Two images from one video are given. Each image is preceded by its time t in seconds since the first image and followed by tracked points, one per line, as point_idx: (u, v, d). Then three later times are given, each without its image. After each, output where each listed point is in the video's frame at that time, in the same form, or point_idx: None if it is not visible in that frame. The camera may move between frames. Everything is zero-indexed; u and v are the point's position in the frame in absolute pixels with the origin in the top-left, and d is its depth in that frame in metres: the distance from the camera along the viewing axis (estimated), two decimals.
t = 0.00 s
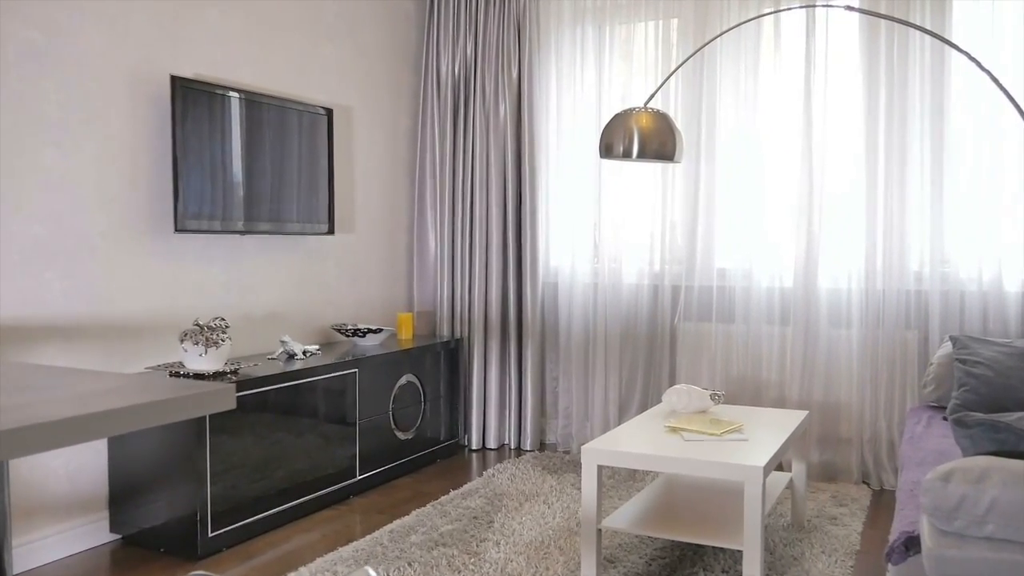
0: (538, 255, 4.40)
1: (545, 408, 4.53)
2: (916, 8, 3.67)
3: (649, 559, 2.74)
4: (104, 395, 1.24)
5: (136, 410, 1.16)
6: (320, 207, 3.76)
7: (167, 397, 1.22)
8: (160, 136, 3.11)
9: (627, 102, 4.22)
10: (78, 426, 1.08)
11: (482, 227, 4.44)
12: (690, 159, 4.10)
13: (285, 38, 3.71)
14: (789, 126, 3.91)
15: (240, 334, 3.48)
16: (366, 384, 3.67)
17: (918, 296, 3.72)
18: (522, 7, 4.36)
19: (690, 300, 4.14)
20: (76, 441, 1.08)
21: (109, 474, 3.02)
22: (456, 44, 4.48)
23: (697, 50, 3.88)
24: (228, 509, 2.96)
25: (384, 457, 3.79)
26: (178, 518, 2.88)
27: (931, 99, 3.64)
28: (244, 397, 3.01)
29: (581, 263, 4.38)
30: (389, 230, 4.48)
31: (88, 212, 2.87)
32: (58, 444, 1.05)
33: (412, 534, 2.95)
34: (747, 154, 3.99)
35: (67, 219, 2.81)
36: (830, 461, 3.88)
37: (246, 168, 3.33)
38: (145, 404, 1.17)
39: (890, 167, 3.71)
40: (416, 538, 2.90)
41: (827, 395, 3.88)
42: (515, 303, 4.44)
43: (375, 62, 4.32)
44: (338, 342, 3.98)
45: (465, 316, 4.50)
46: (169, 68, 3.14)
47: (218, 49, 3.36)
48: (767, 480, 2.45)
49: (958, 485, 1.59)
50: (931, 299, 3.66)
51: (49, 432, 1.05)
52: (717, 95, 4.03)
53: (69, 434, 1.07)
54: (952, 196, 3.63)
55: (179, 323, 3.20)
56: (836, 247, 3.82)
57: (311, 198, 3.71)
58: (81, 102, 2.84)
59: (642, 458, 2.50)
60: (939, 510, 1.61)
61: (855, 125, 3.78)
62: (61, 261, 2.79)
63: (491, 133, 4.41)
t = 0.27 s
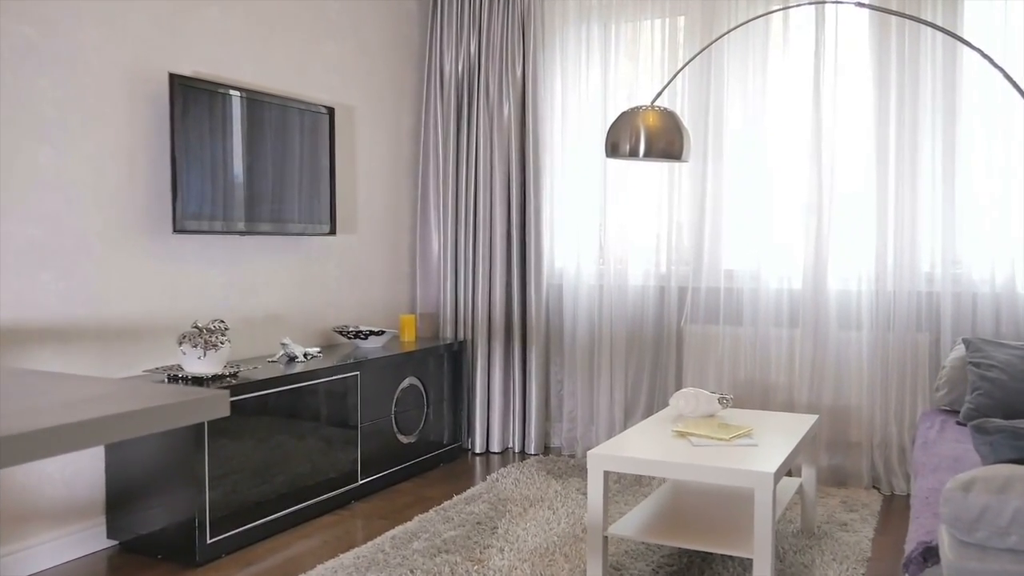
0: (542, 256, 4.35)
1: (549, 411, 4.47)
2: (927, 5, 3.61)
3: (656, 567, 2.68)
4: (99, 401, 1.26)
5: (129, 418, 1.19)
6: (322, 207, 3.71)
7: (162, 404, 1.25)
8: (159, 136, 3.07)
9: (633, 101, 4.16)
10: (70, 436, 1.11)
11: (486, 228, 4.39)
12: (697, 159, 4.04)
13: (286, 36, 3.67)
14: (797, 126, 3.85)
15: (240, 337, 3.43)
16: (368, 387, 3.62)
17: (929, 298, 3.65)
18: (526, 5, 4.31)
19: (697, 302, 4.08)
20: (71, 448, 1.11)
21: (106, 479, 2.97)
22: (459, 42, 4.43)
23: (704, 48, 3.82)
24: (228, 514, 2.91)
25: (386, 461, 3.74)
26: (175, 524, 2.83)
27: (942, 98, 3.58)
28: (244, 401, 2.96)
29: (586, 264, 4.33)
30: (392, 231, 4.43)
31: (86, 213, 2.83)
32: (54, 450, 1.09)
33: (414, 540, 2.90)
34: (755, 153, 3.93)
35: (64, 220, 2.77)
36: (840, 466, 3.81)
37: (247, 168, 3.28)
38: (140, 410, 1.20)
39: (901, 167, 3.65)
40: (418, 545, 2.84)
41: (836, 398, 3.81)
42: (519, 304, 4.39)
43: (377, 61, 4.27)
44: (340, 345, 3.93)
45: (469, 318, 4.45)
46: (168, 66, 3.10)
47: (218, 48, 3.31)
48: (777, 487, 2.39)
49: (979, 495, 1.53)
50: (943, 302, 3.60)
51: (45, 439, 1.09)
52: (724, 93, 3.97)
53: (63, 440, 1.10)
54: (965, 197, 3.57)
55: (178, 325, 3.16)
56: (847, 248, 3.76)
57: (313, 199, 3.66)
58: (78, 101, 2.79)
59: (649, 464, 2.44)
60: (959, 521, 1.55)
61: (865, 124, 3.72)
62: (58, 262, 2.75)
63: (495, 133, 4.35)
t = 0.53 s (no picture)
0: (545, 257, 4.29)
1: (553, 414, 4.42)
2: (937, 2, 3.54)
3: None
4: (88, 410, 1.22)
5: (123, 428, 1.16)
6: (323, 208, 3.66)
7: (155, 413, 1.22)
8: (156, 135, 3.02)
9: (638, 100, 4.10)
10: (62, 451, 1.08)
11: (488, 228, 4.33)
12: (702, 158, 3.98)
13: (286, 34, 3.62)
14: (805, 125, 3.79)
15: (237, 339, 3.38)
16: (369, 390, 3.56)
17: (939, 300, 3.59)
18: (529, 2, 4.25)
19: (702, 304, 4.02)
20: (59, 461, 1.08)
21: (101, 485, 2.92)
22: (461, 40, 4.38)
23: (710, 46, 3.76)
24: (226, 520, 2.86)
25: (387, 466, 3.68)
26: (171, 530, 2.78)
27: (953, 97, 3.51)
28: (242, 405, 2.91)
29: (590, 265, 4.27)
30: (393, 232, 4.37)
31: (81, 214, 2.78)
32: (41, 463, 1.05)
33: (415, 548, 2.84)
34: (761, 153, 3.87)
35: (59, 221, 2.72)
36: (848, 471, 3.76)
37: (246, 167, 3.23)
38: (133, 420, 1.17)
39: (911, 167, 3.58)
40: (419, 552, 2.79)
41: (844, 402, 3.76)
42: (522, 306, 4.33)
43: (378, 59, 4.22)
44: (340, 347, 3.88)
45: (471, 319, 4.39)
46: (165, 65, 3.05)
47: (216, 46, 3.26)
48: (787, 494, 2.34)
49: (1001, 508, 1.48)
50: (953, 304, 3.54)
51: (32, 451, 1.05)
52: (730, 92, 3.91)
53: (52, 454, 1.07)
54: (975, 197, 3.51)
55: (175, 328, 3.10)
56: (855, 250, 3.70)
57: (314, 199, 3.61)
58: (74, 100, 2.74)
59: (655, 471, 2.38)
60: (981, 535, 1.49)
61: (873, 123, 3.66)
62: (52, 264, 2.70)
63: (497, 132, 4.30)
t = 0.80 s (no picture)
0: (546, 258, 4.23)
1: (554, 417, 4.36)
2: None
3: None
4: (73, 424, 1.16)
5: (112, 441, 1.10)
6: (321, 208, 3.60)
7: (145, 426, 1.16)
8: (151, 135, 2.96)
9: (641, 99, 4.04)
10: (46, 468, 1.03)
11: (489, 228, 4.27)
12: (706, 157, 3.92)
13: (283, 32, 3.56)
14: (810, 124, 3.73)
15: (234, 342, 3.32)
16: (367, 394, 3.50)
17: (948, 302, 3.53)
18: None
19: (707, 306, 3.96)
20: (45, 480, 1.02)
21: (94, 492, 2.86)
22: (461, 38, 4.32)
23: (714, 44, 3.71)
24: (222, 527, 2.80)
25: (387, 470, 3.63)
26: (165, 538, 2.72)
27: (961, 95, 3.45)
28: (239, 409, 2.85)
29: (592, 266, 4.21)
30: (392, 232, 4.32)
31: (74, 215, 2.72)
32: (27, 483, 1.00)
33: (414, 555, 2.78)
34: (766, 153, 3.81)
35: (51, 222, 2.65)
36: (855, 476, 3.70)
37: (244, 167, 3.17)
38: (122, 435, 1.11)
39: (919, 167, 3.52)
40: (418, 560, 2.73)
41: (851, 406, 3.70)
42: (523, 307, 4.28)
43: (377, 57, 4.16)
44: (338, 350, 3.82)
45: (472, 321, 4.34)
46: (161, 63, 2.99)
47: (212, 44, 3.20)
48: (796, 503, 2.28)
49: None
50: (962, 306, 3.48)
51: (19, 469, 1.00)
52: (735, 91, 3.85)
53: (38, 471, 1.01)
54: (984, 198, 3.45)
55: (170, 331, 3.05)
56: (862, 251, 3.64)
57: (312, 199, 3.55)
58: (66, 99, 2.68)
59: (661, 479, 2.32)
60: (1005, 552, 1.44)
61: (880, 123, 3.60)
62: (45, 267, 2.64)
63: (498, 131, 4.24)
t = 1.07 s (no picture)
0: (547, 258, 4.18)
1: (554, 420, 4.30)
2: None
3: None
4: (55, 440, 1.10)
5: (96, 458, 1.05)
6: (318, 208, 3.54)
7: (134, 440, 1.11)
8: (145, 134, 2.90)
9: (642, 98, 3.99)
10: (28, 486, 0.97)
11: (488, 228, 4.22)
12: (709, 157, 3.86)
13: (279, 30, 3.49)
14: (815, 123, 3.67)
15: (230, 344, 3.26)
16: (365, 397, 3.45)
17: (955, 304, 3.48)
18: None
19: (709, 308, 3.91)
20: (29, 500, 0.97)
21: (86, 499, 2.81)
22: (460, 36, 4.26)
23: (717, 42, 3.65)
24: (217, 534, 2.74)
25: (385, 474, 3.57)
26: (157, 546, 2.66)
27: (968, 95, 3.40)
28: (235, 414, 2.79)
29: (593, 267, 4.16)
30: (390, 232, 4.26)
31: (65, 216, 2.66)
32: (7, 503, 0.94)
33: (413, 563, 2.73)
34: (770, 153, 3.76)
35: (41, 223, 2.60)
36: (860, 480, 3.64)
37: (241, 166, 3.11)
38: (107, 451, 1.06)
39: (926, 167, 3.46)
40: (416, 569, 2.67)
41: (856, 409, 3.65)
42: (523, 308, 4.22)
43: (375, 55, 4.10)
44: (335, 352, 3.76)
45: (471, 322, 4.28)
46: (155, 61, 2.93)
47: (207, 42, 3.14)
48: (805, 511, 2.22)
49: None
50: (970, 308, 3.42)
51: None
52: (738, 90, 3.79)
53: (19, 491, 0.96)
54: (992, 198, 3.40)
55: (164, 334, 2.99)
56: (868, 252, 3.59)
57: (309, 199, 3.49)
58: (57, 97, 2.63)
59: (667, 486, 2.27)
60: None
61: (886, 122, 3.55)
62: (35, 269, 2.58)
63: (498, 130, 4.18)
